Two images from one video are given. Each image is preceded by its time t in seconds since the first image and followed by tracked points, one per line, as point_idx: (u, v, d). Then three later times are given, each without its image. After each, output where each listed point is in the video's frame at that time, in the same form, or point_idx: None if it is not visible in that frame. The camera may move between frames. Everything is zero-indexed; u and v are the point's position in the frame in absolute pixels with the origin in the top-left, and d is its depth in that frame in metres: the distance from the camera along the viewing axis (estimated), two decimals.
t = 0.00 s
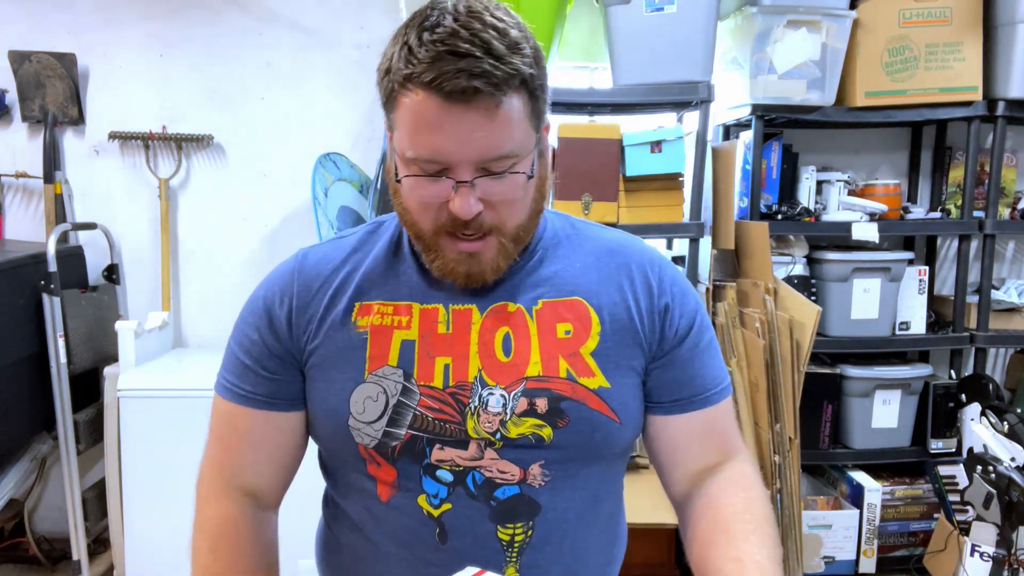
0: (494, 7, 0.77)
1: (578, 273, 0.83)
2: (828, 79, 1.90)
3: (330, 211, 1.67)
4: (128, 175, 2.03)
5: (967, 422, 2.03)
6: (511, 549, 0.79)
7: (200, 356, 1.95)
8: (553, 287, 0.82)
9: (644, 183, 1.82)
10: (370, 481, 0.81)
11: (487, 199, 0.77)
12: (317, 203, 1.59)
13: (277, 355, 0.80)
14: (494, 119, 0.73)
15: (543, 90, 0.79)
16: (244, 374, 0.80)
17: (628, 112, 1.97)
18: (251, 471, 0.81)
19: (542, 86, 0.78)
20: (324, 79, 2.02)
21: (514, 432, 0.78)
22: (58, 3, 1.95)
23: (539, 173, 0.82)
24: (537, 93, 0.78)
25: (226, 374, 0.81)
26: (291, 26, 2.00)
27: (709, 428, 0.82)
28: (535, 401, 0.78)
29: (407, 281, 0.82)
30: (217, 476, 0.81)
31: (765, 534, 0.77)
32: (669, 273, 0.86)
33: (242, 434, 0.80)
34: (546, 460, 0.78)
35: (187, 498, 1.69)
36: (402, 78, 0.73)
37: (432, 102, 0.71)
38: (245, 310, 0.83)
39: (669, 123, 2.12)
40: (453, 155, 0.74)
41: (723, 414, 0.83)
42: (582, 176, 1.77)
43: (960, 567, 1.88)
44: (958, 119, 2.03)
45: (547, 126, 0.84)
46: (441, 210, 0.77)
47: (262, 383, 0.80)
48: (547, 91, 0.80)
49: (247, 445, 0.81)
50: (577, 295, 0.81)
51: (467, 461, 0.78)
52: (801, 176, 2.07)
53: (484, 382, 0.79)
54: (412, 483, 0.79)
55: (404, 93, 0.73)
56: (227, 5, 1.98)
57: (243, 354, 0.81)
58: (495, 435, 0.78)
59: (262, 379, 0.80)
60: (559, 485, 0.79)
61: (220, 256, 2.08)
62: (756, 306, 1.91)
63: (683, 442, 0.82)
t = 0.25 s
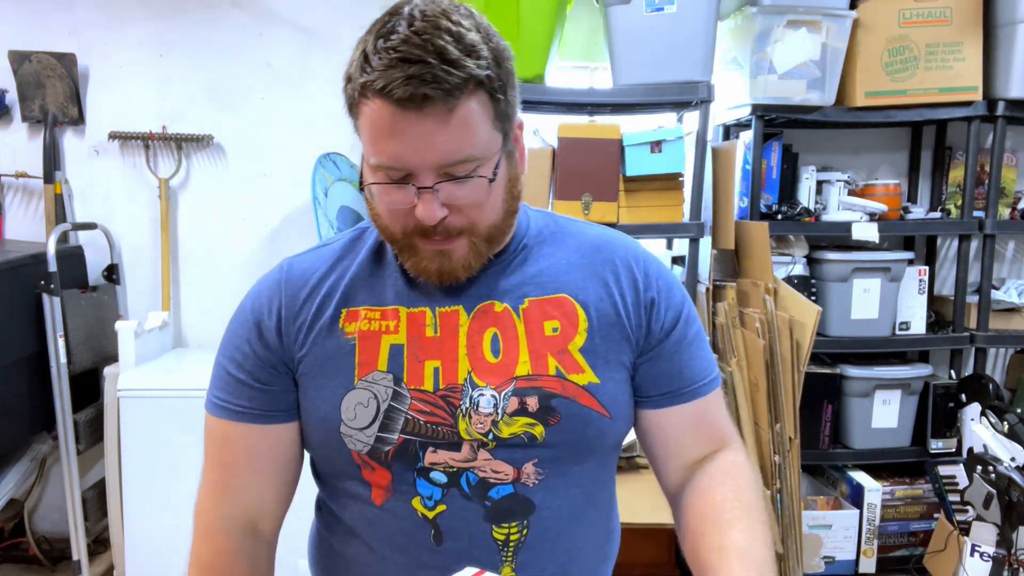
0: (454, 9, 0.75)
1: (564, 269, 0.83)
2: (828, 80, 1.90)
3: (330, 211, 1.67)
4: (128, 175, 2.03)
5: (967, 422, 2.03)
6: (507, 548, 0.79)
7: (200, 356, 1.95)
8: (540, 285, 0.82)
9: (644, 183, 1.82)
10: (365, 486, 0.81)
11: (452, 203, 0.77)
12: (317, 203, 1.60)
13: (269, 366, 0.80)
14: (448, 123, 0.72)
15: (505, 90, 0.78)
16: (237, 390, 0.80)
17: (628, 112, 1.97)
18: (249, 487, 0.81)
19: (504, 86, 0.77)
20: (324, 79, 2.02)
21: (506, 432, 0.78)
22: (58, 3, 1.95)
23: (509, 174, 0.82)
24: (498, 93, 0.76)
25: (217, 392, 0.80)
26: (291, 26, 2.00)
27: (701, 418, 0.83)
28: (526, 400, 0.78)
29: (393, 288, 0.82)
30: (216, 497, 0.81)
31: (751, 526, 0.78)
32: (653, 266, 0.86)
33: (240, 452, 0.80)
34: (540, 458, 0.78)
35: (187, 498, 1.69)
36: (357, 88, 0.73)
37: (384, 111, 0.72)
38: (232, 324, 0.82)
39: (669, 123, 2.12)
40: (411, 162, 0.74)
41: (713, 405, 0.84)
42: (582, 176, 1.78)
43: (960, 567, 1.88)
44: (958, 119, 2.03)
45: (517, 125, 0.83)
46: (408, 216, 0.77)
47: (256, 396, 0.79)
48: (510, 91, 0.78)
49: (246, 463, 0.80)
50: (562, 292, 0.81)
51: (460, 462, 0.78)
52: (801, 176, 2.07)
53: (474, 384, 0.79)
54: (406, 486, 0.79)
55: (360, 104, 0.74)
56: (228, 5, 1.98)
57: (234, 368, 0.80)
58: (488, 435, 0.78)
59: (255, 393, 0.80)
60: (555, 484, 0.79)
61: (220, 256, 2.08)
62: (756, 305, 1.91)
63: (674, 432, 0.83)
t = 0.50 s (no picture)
0: (426, 15, 0.76)
1: (553, 268, 0.84)
2: (828, 80, 1.90)
3: (331, 211, 1.67)
4: (127, 175, 2.03)
5: (967, 421, 2.03)
6: (500, 545, 0.78)
7: (200, 356, 1.95)
8: (530, 283, 0.83)
9: (645, 184, 1.82)
10: (360, 485, 0.81)
11: (432, 205, 0.78)
12: (317, 203, 1.60)
13: (264, 367, 0.81)
14: (420, 128, 0.73)
15: (480, 91, 0.78)
16: (234, 391, 0.81)
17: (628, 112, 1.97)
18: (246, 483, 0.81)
19: (477, 87, 0.77)
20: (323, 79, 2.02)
21: (498, 430, 0.78)
22: (58, 3, 1.95)
23: (490, 174, 0.82)
24: (473, 95, 0.77)
25: (215, 394, 0.82)
26: (292, 26, 2.00)
27: (703, 396, 0.81)
28: (516, 398, 0.78)
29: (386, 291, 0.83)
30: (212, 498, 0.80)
31: (722, 494, 0.72)
32: (643, 262, 0.86)
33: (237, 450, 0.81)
34: (532, 456, 0.78)
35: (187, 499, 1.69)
36: (335, 99, 0.75)
37: (359, 119, 0.73)
38: (229, 327, 0.84)
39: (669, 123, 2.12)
40: (389, 167, 0.76)
41: (719, 387, 0.81)
42: (583, 176, 1.78)
43: (960, 567, 1.88)
44: (958, 119, 2.03)
45: (496, 125, 0.83)
46: (390, 221, 0.79)
47: (252, 396, 0.81)
48: (485, 92, 0.79)
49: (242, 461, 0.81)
50: (551, 291, 0.82)
51: (453, 460, 0.78)
52: (801, 176, 2.07)
53: (465, 382, 0.79)
54: (400, 484, 0.79)
55: (338, 113, 0.76)
56: (228, 5, 1.98)
57: (231, 369, 0.82)
58: (479, 433, 0.78)
59: (251, 393, 0.81)
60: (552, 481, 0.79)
61: (220, 256, 2.08)
62: (756, 306, 1.91)
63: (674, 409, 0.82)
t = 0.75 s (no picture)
0: (424, 18, 0.78)
1: (552, 268, 0.83)
2: (828, 80, 1.90)
3: (330, 211, 1.67)
4: (128, 175, 2.03)
5: (967, 422, 2.03)
6: (495, 542, 0.78)
7: (200, 356, 1.95)
8: (528, 283, 0.82)
9: (645, 184, 1.82)
10: (361, 477, 0.84)
11: (429, 203, 0.79)
12: (317, 203, 1.60)
13: (270, 361, 0.86)
14: (414, 126, 0.75)
15: (476, 90, 0.79)
16: (244, 381, 0.87)
17: (627, 112, 1.97)
18: (258, 468, 0.87)
19: (474, 86, 0.78)
20: (324, 79, 2.02)
21: (489, 427, 0.78)
22: (58, 3, 1.95)
23: (489, 172, 0.83)
24: (468, 94, 0.78)
25: (231, 384, 0.88)
26: (292, 26, 2.00)
27: (693, 406, 0.76)
28: (508, 397, 0.77)
29: (390, 290, 0.85)
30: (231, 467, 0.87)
31: (674, 521, 0.70)
32: (645, 264, 0.84)
33: (248, 434, 0.87)
34: (526, 453, 0.78)
35: (187, 498, 1.69)
36: (336, 100, 0.78)
37: (357, 120, 0.75)
38: (246, 321, 0.90)
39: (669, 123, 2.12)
40: (386, 166, 0.77)
41: (711, 399, 0.76)
42: (582, 176, 1.78)
43: (960, 567, 1.88)
44: (958, 119, 2.03)
45: (497, 124, 0.84)
46: (391, 219, 0.81)
47: (258, 387, 0.86)
48: (482, 91, 0.79)
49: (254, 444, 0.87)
50: (550, 291, 0.81)
51: (447, 455, 0.79)
52: (800, 176, 2.07)
53: (458, 379, 0.79)
54: (397, 478, 0.81)
55: (340, 115, 0.78)
56: (228, 5, 1.98)
57: (243, 361, 0.88)
58: (471, 430, 0.78)
59: (258, 384, 0.86)
60: (549, 479, 0.78)
61: (220, 256, 2.08)
62: (756, 305, 1.91)
63: (662, 416, 0.77)
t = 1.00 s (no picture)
0: (436, 20, 0.79)
1: (564, 270, 0.84)
2: (828, 80, 1.90)
3: (330, 211, 1.67)
4: (128, 175, 2.03)
5: (967, 422, 2.03)
6: (495, 539, 0.79)
7: (200, 356, 1.95)
8: (539, 284, 0.83)
9: (645, 184, 1.82)
10: (370, 469, 0.86)
11: (438, 200, 0.80)
12: (317, 203, 1.59)
13: (289, 352, 0.90)
14: (421, 125, 0.76)
15: (485, 91, 0.79)
16: (263, 371, 0.90)
17: (627, 112, 1.97)
18: (271, 455, 0.91)
19: (482, 87, 0.79)
20: (324, 79, 2.02)
21: (493, 424, 0.78)
22: (58, 3, 1.95)
23: (499, 171, 0.83)
24: (477, 94, 0.78)
25: (252, 374, 0.92)
26: (291, 26, 2.00)
27: (694, 413, 0.75)
28: (513, 394, 0.78)
29: (404, 288, 0.87)
30: (250, 447, 0.91)
31: (664, 530, 0.68)
32: (658, 265, 0.83)
33: (262, 424, 0.90)
34: (530, 452, 0.78)
35: (187, 498, 1.69)
36: (349, 100, 0.80)
37: (368, 119, 0.77)
38: (269, 314, 0.94)
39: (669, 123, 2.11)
40: (395, 164, 0.79)
41: (714, 407, 0.75)
42: (582, 176, 1.78)
43: (960, 567, 1.88)
44: (958, 119, 2.03)
45: (507, 124, 0.84)
46: (401, 216, 0.82)
47: (276, 378, 0.89)
48: (491, 91, 0.80)
49: (268, 434, 0.90)
50: (560, 292, 0.82)
51: (452, 451, 0.80)
52: (800, 176, 2.07)
53: (466, 375, 0.80)
54: (403, 471, 0.83)
55: (353, 114, 0.80)
56: (228, 5, 1.98)
57: (263, 352, 0.91)
58: (476, 426, 0.79)
59: (276, 374, 0.89)
60: (551, 478, 0.79)
61: (220, 256, 2.08)
62: (756, 306, 1.91)
63: (664, 421, 0.77)
